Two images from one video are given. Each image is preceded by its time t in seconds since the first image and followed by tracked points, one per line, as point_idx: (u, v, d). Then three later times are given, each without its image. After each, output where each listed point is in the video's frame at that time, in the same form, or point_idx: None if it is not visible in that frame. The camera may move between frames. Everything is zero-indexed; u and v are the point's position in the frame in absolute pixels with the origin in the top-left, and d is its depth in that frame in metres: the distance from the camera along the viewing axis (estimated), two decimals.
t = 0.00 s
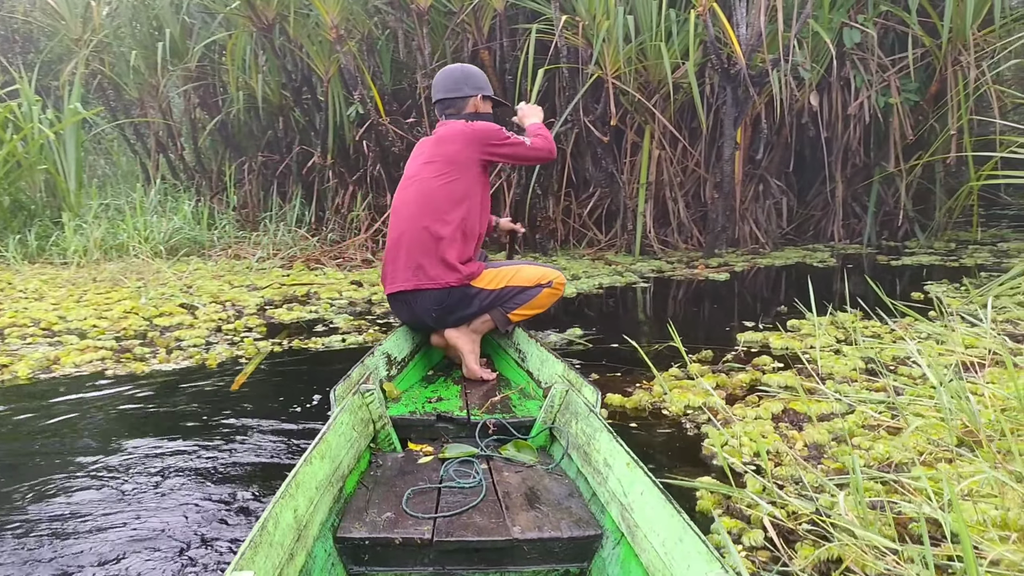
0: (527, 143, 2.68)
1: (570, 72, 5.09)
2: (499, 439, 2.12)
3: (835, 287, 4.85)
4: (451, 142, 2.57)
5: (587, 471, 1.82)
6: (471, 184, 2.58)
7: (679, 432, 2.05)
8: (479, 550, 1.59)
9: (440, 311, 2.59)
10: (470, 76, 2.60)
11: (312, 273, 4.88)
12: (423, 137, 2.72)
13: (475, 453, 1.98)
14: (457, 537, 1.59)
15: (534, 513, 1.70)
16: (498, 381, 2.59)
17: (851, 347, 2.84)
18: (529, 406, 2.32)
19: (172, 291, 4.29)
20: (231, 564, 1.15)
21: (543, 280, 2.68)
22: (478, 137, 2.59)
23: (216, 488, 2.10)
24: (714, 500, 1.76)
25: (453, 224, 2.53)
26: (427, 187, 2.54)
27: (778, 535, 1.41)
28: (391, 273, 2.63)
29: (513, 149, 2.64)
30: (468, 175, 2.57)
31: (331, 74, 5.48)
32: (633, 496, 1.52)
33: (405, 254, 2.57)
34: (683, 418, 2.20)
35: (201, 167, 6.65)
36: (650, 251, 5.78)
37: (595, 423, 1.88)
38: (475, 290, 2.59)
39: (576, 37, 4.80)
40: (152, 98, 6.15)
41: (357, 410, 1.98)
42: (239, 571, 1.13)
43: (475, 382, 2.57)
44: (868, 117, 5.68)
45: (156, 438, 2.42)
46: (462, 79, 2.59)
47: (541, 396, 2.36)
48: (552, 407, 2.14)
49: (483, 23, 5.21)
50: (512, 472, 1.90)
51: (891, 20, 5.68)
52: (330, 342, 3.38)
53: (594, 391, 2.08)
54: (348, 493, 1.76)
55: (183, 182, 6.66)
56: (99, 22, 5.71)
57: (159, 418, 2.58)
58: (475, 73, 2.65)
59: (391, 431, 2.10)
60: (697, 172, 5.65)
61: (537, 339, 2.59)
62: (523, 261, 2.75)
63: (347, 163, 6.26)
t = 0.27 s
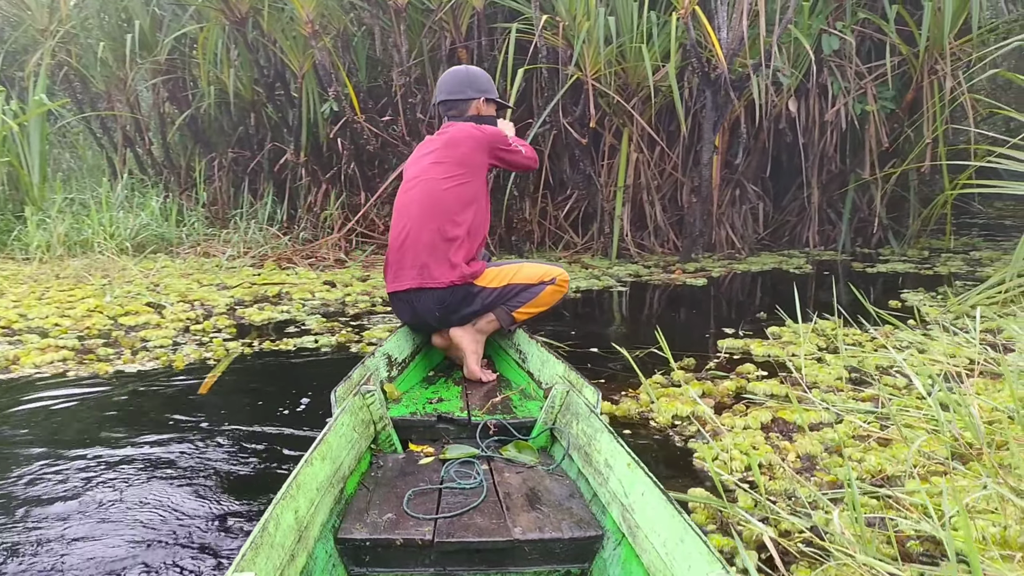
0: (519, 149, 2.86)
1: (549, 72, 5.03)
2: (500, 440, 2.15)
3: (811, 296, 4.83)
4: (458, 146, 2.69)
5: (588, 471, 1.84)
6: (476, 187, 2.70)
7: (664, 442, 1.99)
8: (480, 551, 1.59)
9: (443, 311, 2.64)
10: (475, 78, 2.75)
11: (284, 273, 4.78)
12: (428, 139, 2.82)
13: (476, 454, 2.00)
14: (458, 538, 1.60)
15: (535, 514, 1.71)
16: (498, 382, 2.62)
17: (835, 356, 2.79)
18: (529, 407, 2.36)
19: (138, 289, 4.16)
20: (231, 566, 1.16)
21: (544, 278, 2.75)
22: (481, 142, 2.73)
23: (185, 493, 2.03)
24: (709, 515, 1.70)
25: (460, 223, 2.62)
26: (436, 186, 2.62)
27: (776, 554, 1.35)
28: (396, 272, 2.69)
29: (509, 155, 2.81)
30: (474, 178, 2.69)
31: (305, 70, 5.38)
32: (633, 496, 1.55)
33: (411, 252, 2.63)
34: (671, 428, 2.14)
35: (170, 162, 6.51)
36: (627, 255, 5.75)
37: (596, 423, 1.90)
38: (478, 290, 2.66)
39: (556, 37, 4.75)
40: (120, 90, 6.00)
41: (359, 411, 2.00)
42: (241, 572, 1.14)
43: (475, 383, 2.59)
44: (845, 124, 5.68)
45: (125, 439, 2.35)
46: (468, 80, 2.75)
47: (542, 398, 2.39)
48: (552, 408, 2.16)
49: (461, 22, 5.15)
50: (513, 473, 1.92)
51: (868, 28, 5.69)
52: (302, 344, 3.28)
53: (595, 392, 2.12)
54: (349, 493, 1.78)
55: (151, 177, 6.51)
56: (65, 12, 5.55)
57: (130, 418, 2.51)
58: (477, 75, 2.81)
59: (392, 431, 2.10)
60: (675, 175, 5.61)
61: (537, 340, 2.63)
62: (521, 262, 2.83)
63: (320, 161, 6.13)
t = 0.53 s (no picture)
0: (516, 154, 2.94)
1: (529, 72, 4.97)
2: (499, 439, 2.20)
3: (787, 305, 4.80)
4: (464, 149, 2.74)
5: (586, 471, 1.88)
6: (480, 190, 2.75)
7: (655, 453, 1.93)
8: (479, 550, 1.63)
9: (444, 311, 2.68)
10: (477, 78, 2.80)
11: (254, 271, 4.67)
12: (430, 139, 2.85)
13: (475, 453, 2.05)
14: (457, 538, 1.63)
15: (534, 514, 1.75)
16: (497, 382, 2.68)
17: (817, 367, 2.77)
18: (529, 406, 2.42)
19: (101, 285, 4.04)
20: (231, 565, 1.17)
21: (545, 279, 2.80)
22: (485, 147, 2.79)
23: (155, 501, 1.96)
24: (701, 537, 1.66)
25: (464, 223, 2.66)
26: (443, 188, 2.66)
27: None
28: (398, 270, 2.72)
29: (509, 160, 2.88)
30: (478, 182, 2.74)
31: (279, 64, 5.26)
32: (632, 496, 1.59)
33: (414, 250, 2.66)
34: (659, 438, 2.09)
35: (137, 155, 6.36)
36: (604, 260, 5.67)
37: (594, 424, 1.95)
38: (479, 291, 2.71)
39: (537, 37, 4.70)
40: (87, 79, 5.84)
41: (358, 410, 2.04)
42: (240, 571, 1.16)
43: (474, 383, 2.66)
44: (822, 133, 5.67)
45: (95, 438, 2.30)
46: (470, 81, 2.80)
47: (541, 398, 2.46)
48: (552, 408, 2.22)
49: (441, 20, 5.08)
50: (512, 473, 1.96)
51: (848, 37, 5.70)
52: (271, 346, 3.18)
53: (593, 392, 2.18)
54: (348, 493, 1.82)
55: (118, 170, 6.36)
56: None
57: (98, 417, 2.42)
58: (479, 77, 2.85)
59: (392, 431, 2.16)
60: (652, 179, 5.57)
61: (537, 342, 2.71)
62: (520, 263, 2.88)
63: (292, 157, 6.05)
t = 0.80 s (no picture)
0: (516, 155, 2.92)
1: (509, 71, 4.90)
2: (500, 439, 2.20)
3: (762, 313, 4.77)
4: (470, 151, 2.71)
5: (588, 470, 1.89)
6: (484, 192, 2.73)
7: (646, 466, 1.87)
8: (480, 549, 1.64)
9: (446, 314, 2.66)
10: (487, 78, 2.75)
11: (224, 268, 4.55)
12: (433, 137, 2.80)
13: (476, 453, 2.06)
14: (458, 537, 1.64)
15: (536, 513, 1.77)
16: (498, 381, 2.67)
17: (804, 377, 2.71)
18: (529, 406, 2.41)
19: (63, 280, 3.89)
20: (231, 566, 1.15)
21: (545, 280, 2.83)
22: (491, 148, 2.76)
23: (122, 516, 1.85)
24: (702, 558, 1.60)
25: (469, 227, 2.64)
26: (449, 190, 2.62)
27: None
28: (400, 271, 2.68)
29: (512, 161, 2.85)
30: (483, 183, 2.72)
31: (253, 56, 5.13)
32: (633, 494, 1.60)
33: (418, 253, 2.63)
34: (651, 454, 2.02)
35: (104, 147, 6.19)
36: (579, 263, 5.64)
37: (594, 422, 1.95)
38: (480, 293, 2.71)
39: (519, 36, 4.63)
40: (53, 68, 5.66)
41: (359, 410, 2.04)
42: (240, 572, 1.15)
43: (473, 382, 2.64)
44: (801, 140, 5.64)
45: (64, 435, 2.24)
46: (479, 80, 2.74)
47: (542, 396, 2.46)
48: (552, 407, 2.23)
49: (420, 16, 4.98)
50: (513, 471, 1.98)
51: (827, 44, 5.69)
52: (238, 349, 3.05)
53: (594, 391, 2.18)
54: (349, 492, 1.82)
55: (83, 161, 6.19)
56: None
57: (58, 425, 2.29)
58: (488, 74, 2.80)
59: (391, 431, 2.16)
60: (631, 182, 5.51)
61: (537, 340, 2.71)
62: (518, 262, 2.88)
63: (265, 153, 5.92)
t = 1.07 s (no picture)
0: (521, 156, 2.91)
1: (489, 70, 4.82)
2: (501, 438, 2.23)
3: (739, 320, 4.72)
4: (474, 153, 2.70)
5: (589, 470, 1.92)
6: (486, 195, 2.72)
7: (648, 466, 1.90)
8: (481, 550, 1.66)
9: (445, 316, 2.68)
10: (494, 79, 2.73)
11: (193, 265, 4.42)
12: (437, 137, 2.79)
13: (477, 453, 2.08)
14: (459, 537, 1.66)
15: (537, 513, 1.79)
16: (499, 382, 2.71)
17: (791, 389, 2.65)
18: (530, 405, 2.45)
19: (24, 275, 3.74)
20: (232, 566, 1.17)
21: (545, 280, 2.84)
22: (495, 150, 2.75)
23: (93, 521, 1.78)
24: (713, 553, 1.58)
25: (469, 231, 2.64)
26: (450, 193, 2.62)
27: None
28: (400, 272, 2.69)
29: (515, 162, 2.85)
30: (485, 186, 2.71)
31: (226, 48, 4.99)
32: (634, 495, 1.63)
33: (419, 256, 2.64)
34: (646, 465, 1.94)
35: (69, 138, 6.02)
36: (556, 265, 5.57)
37: (594, 423, 1.99)
38: (479, 295, 2.72)
39: (501, 33, 4.56)
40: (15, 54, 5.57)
41: (360, 409, 2.06)
42: (242, 572, 1.17)
43: (474, 382, 2.67)
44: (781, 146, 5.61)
45: (39, 431, 2.19)
46: (486, 82, 2.72)
47: (542, 396, 2.50)
48: (553, 407, 2.26)
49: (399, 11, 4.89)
50: (515, 471, 2.00)
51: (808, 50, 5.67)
52: (205, 350, 2.93)
53: (594, 391, 2.22)
54: (350, 492, 1.84)
55: (47, 152, 6.00)
56: None
57: (24, 427, 2.21)
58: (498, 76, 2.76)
59: (392, 431, 2.17)
60: (609, 184, 5.47)
61: (538, 340, 2.75)
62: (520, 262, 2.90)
63: (236, 147, 5.78)
